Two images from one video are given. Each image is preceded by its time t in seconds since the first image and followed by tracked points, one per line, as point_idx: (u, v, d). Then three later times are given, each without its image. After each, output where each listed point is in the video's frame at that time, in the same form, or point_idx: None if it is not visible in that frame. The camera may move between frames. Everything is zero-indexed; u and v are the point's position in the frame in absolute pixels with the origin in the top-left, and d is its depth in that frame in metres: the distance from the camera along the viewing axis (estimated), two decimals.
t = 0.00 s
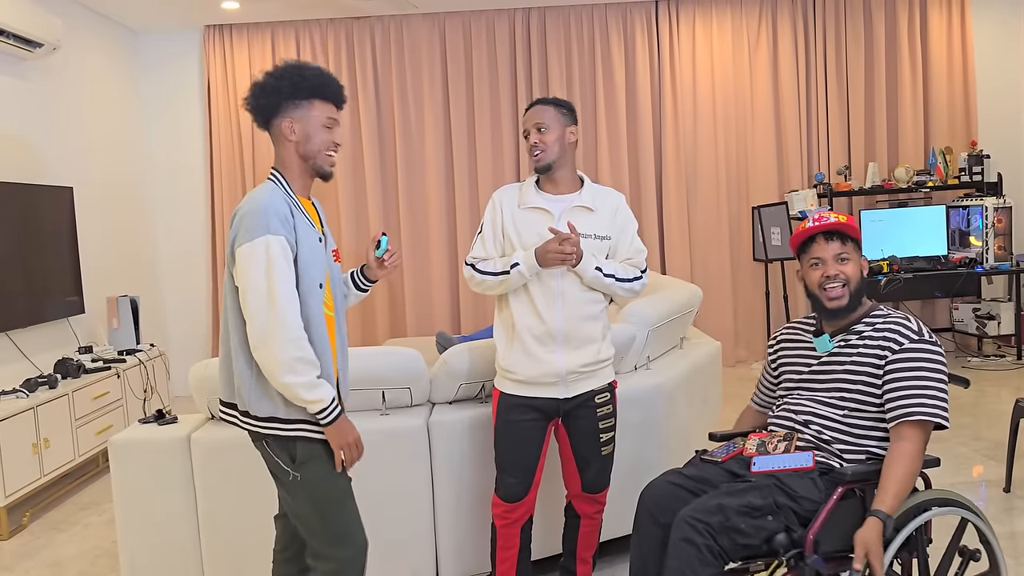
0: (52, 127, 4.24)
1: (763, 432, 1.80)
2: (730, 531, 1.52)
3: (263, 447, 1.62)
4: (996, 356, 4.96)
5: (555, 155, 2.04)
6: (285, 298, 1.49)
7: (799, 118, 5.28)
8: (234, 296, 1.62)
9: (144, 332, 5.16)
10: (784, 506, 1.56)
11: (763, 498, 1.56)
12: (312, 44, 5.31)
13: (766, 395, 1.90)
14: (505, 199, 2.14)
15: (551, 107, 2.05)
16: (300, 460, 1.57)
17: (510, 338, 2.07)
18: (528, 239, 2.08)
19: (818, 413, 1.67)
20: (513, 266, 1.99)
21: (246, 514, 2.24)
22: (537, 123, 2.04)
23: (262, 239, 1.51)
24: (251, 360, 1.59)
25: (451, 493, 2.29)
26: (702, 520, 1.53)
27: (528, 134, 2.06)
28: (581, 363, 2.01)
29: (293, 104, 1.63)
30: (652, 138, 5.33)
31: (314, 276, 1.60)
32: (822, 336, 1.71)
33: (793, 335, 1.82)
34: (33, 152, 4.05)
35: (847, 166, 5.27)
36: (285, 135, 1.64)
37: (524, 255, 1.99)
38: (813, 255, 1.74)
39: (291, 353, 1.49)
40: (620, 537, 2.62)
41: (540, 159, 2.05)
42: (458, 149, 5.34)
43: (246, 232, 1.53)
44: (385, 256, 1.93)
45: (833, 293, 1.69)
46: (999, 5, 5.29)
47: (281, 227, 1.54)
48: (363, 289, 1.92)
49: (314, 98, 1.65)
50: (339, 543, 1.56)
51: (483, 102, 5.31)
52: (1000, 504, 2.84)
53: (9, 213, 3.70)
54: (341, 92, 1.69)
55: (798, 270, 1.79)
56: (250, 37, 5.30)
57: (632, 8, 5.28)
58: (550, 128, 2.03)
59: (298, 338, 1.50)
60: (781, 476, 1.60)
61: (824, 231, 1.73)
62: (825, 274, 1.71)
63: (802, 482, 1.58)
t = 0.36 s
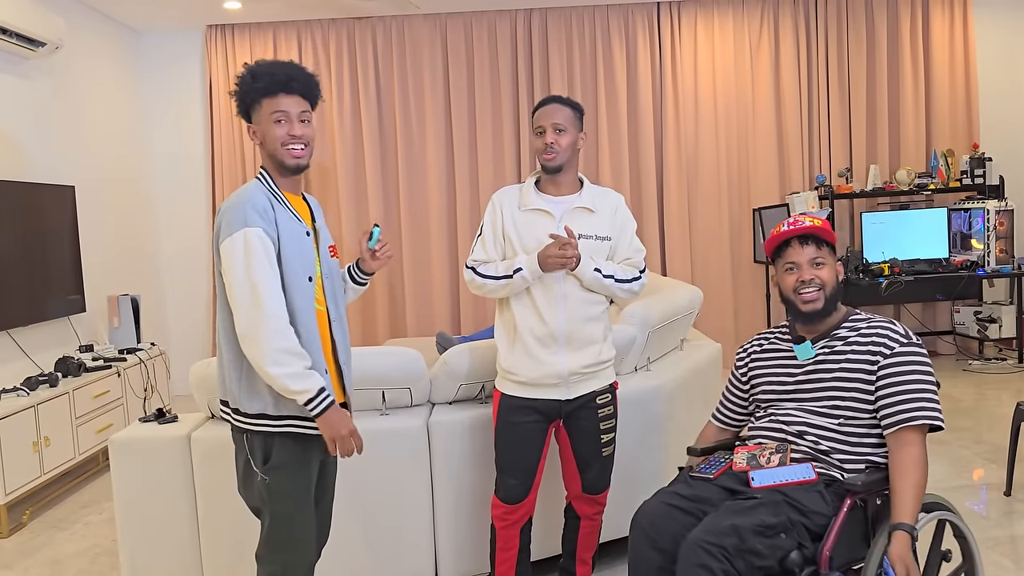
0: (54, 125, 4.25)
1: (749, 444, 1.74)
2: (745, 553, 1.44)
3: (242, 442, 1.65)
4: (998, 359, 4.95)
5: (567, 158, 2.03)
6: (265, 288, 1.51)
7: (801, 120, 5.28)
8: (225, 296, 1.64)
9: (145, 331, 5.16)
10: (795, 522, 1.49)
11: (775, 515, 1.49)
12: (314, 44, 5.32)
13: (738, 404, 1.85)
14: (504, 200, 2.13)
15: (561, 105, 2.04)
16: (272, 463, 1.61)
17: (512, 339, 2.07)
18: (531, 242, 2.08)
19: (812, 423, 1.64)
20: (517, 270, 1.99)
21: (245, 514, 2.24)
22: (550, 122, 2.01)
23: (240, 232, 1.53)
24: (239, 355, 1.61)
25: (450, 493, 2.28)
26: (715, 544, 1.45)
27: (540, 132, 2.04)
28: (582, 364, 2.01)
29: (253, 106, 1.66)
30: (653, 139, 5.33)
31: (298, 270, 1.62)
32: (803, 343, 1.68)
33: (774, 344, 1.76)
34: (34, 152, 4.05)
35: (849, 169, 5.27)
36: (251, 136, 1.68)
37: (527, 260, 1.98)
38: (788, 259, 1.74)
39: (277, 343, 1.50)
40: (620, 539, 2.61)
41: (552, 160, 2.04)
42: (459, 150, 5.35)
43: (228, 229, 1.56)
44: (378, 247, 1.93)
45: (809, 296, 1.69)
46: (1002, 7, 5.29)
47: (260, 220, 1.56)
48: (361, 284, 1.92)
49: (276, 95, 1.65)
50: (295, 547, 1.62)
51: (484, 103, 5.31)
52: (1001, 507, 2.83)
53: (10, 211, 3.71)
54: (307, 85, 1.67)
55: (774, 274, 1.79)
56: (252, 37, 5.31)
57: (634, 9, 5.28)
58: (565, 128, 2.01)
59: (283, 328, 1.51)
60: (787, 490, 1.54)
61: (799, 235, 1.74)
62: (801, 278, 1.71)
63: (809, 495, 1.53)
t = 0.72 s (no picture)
0: (55, 122, 4.25)
1: (741, 453, 1.71)
2: (761, 569, 1.43)
3: (236, 439, 1.65)
4: (999, 360, 4.94)
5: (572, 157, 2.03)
6: (239, 288, 1.50)
7: (802, 119, 5.28)
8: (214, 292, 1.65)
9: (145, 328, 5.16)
10: (807, 533, 1.48)
11: (787, 527, 1.47)
12: (316, 42, 5.32)
13: (716, 411, 1.84)
14: (503, 200, 2.10)
15: (565, 103, 2.04)
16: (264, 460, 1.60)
17: (513, 336, 2.07)
18: (534, 242, 2.07)
19: (807, 429, 1.62)
20: (521, 271, 1.98)
21: (244, 513, 2.24)
22: (554, 119, 2.01)
23: (226, 229, 1.54)
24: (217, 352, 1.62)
25: (448, 491, 2.28)
26: (730, 561, 1.44)
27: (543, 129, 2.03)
28: (586, 363, 2.00)
29: (277, 99, 1.65)
30: (655, 138, 5.32)
31: (290, 268, 1.61)
32: (793, 347, 1.66)
33: (761, 347, 1.73)
34: (35, 149, 4.05)
35: (850, 169, 5.26)
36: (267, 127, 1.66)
37: (531, 261, 1.98)
38: (775, 260, 1.75)
39: (241, 348, 1.49)
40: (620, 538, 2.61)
41: (558, 158, 2.02)
42: (460, 149, 5.34)
43: (215, 224, 1.57)
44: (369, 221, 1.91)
45: (795, 298, 1.68)
46: (1004, 7, 5.28)
47: (246, 218, 1.55)
48: (365, 262, 1.91)
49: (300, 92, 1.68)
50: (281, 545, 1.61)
51: (486, 101, 5.31)
52: (1003, 509, 2.82)
53: (10, 207, 3.71)
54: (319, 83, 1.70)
55: (760, 276, 1.79)
56: (254, 35, 5.31)
57: (636, 8, 5.27)
58: (571, 126, 2.01)
59: (252, 331, 1.50)
60: (794, 500, 1.52)
61: (785, 235, 1.74)
62: (787, 280, 1.71)
63: (816, 504, 1.51)
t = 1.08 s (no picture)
0: (54, 120, 4.25)
1: (735, 459, 1.70)
2: None
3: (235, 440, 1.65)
4: (998, 361, 4.94)
5: (565, 156, 2.02)
6: (241, 290, 1.50)
7: (802, 120, 5.28)
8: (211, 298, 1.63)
9: (144, 325, 5.16)
10: (814, 542, 1.47)
11: (794, 537, 1.46)
12: (315, 40, 5.31)
13: (704, 416, 1.83)
14: (494, 201, 2.09)
15: (560, 102, 2.03)
16: (265, 459, 1.61)
17: (508, 340, 2.05)
18: (526, 244, 2.06)
19: (803, 433, 1.62)
20: (509, 276, 1.97)
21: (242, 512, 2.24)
22: (546, 118, 2.00)
23: (224, 232, 1.53)
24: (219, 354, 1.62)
25: (445, 489, 2.28)
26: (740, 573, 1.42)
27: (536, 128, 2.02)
28: (582, 366, 2.00)
29: (248, 100, 1.66)
30: (654, 137, 5.32)
31: (287, 269, 1.61)
32: (786, 349, 1.66)
33: (752, 349, 1.73)
34: (33, 146, 4.05)
35: (850, 169, 5.26)
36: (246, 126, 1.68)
37: (518, 266, 1.96)
38: (763, 262, 1.75)
39: (245, 348, 1.49)
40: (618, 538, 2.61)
41: (552, 157, 2.01)
42: (459, 147, 5.34)
43: (212, 224, 1.56)
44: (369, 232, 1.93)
45: (784, 299, 1.68)
46: (1004, 7, 5.27)
47: (244, 220, 1.55)
48: (358, 268, 1.90)
49: (276, 92, 1.66)
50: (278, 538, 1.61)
51: (485, 100, 5.31)
52: (1000, 510, 2.82)
53: (10, 205, 3.71)
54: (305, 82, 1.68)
55: (748, 277, 1.79)
56: (253, 33, 5.31)
57: (635, 7, 5.27)
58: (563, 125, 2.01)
59: (257, 333, 1.51)
60: (797, 507, 1.51)
61: (773, 236, 1.74)
62: (776, 281, 1.71)
63: (820, 511, 1.50)
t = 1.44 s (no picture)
0: (58, 117, 4.25)
1: (738, 461, 1.70)
2: None
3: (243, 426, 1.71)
4: (1002, 361, 4.94)
5: (550, 152, 1.89)
6: (247, 286, 1.52)
7: (806, 120, 5.27)
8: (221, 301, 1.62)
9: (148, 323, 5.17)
10: (822, 545, 1.47)
11: (803, 540, 1.46)
12: (319, 39, 5.32)
13: (704, 416, 1.83)
14: (478, 201, 1.96)
15: (544, 95, 1.90)
16: (265, 447, 1.63)
17: (497, 346, 1.92)
18: (513, 246, 1.93)
19: (806, 434, 1.62)
20: (494, 280, 1.84)
21: (248, 510, 2.24)
22: (527, 113, 1.87)
23: (231, 230, 1.55)
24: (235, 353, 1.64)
25: (449, 487, 2.28)
26: None
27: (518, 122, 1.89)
28: (575, 373, 1.88)
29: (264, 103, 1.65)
30: (658, 136, 5.32)
31: (297, 268, 1.61)
32: (789, 349, 1.66)
33: (753, 349, 1.73)
34: (37, 144, 4.05)
35: (854, 168, 5.26)
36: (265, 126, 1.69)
37: (504, 268, 1.84)
38: (764, 261, 1.75)
39: (255, 342, 1.51)
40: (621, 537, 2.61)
41: (536, 153, 1.89)
42: (464, 146, 5.34)
43: (222, 222, 1.58)
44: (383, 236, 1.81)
45: (787, 299, 1.69)
46: (1009, 6, 5.26)
47: (251, 219, 1.56)
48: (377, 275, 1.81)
49: (288, 95, 1.64)
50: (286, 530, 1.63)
51: (490, 98, 5.32)
52: (1004, 509, 2.82)
53: (13, 203, 3.71)
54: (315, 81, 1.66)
55: (750, 277, 1.79)
56: (257, 31, 5.31)
57: (640, 6, 5.27)
58: (547, 119, 1.87)
59: (265, 327, 1.52)
60: (803, 509, 1.52)
61: (775, 236, 1.74)
62: (779, 281, 1.71)
63: (827, 514, 1.51)
